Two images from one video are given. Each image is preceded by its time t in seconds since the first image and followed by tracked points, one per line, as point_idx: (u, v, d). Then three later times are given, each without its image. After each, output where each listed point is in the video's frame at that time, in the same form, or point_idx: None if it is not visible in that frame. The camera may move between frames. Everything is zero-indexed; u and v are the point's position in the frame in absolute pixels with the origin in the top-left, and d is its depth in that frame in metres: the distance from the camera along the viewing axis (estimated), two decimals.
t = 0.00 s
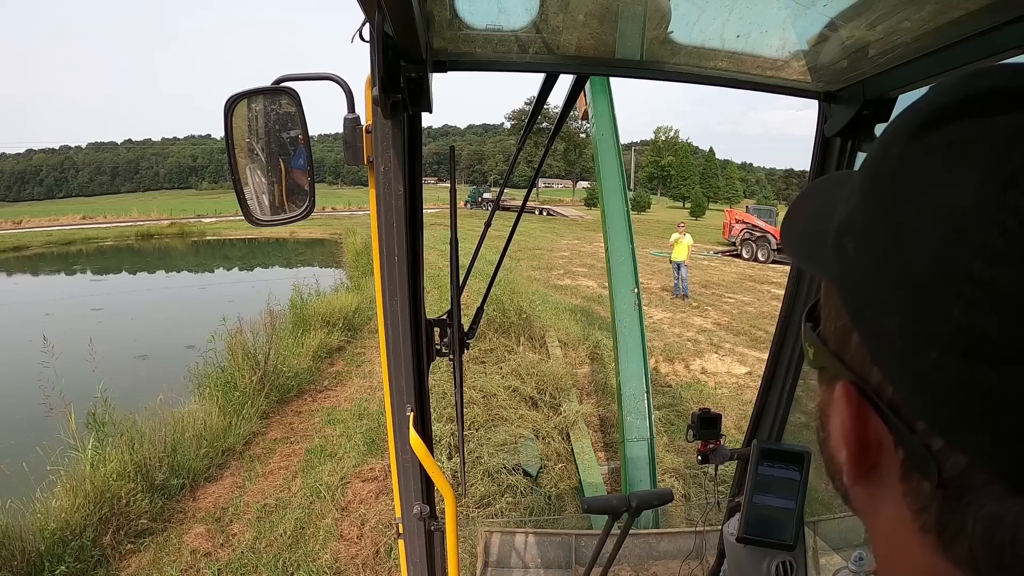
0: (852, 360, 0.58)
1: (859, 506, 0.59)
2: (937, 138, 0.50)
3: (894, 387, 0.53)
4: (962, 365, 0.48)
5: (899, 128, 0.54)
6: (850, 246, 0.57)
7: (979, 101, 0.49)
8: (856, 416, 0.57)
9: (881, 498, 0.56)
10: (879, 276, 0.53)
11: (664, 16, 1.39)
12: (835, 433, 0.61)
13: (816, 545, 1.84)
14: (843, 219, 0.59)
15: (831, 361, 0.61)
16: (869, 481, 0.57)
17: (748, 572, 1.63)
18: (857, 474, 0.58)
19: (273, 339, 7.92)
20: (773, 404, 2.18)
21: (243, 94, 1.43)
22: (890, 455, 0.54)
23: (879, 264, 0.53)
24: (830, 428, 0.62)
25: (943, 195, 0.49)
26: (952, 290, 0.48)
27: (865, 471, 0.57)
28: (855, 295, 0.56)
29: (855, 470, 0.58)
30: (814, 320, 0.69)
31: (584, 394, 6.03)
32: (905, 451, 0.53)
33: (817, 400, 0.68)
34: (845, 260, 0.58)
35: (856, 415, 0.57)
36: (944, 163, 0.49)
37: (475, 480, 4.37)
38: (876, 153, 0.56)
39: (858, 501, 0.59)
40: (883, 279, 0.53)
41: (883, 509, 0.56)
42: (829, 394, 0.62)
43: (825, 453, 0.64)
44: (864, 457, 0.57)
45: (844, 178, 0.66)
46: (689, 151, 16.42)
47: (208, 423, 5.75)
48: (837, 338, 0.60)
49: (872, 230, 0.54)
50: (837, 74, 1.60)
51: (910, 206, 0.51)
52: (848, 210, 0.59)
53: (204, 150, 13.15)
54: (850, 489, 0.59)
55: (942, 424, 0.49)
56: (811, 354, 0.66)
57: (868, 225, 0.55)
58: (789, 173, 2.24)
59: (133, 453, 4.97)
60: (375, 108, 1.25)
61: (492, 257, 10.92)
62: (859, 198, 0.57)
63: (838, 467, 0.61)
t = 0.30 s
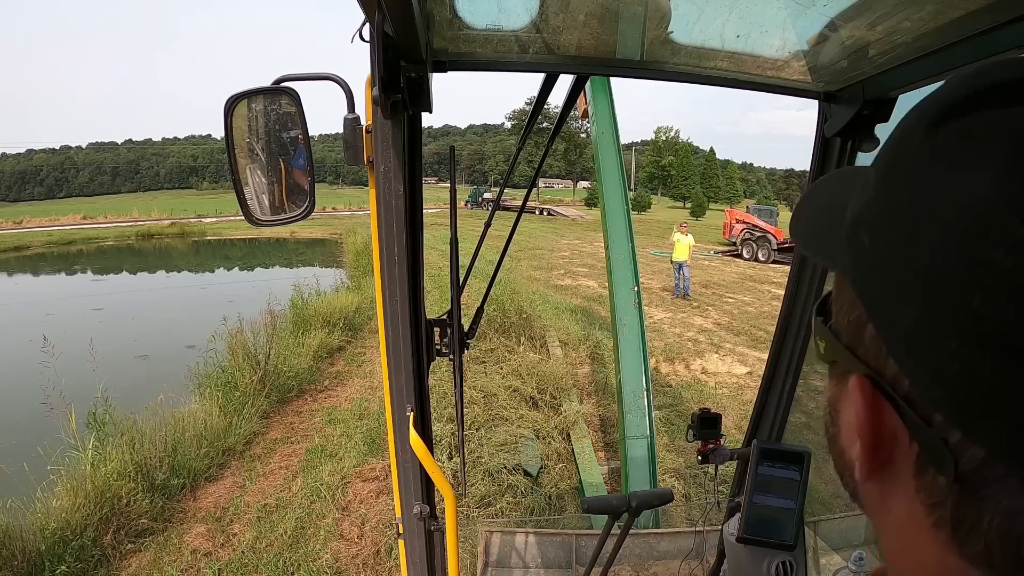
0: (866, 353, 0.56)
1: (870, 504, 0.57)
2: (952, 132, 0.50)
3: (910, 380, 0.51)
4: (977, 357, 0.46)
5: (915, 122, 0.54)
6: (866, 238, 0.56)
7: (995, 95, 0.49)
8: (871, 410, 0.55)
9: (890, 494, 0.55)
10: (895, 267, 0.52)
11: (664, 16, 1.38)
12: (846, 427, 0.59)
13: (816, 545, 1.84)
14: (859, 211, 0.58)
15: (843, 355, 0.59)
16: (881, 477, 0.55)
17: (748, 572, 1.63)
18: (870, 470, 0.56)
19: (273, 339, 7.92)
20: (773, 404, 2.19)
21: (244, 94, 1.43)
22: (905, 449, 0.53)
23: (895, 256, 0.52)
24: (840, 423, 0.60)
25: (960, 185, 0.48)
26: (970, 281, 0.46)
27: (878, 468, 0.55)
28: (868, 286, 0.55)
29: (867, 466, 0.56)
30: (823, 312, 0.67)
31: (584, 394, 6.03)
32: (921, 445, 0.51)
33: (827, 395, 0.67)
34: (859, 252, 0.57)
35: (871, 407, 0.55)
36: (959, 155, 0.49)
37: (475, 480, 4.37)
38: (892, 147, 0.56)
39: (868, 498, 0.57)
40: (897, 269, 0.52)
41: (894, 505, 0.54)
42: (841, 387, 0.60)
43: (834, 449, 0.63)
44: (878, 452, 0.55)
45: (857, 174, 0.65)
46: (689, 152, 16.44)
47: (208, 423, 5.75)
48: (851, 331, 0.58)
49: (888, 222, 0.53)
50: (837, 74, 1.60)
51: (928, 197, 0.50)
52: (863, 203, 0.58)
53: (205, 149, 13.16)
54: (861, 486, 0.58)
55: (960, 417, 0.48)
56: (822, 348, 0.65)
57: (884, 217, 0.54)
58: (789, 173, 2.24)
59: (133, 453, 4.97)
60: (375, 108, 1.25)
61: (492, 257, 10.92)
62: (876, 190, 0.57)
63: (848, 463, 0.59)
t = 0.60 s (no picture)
0: (900, 344, 0.54)
1: (895, 501, 0.56)
2: (1000, 107, 0.46)
3: (952, 370, 0.48)
4: None
5: (954, 96, 0.51)
6: (903, 219, 0.53)
7: None
8: (906, 402, 0.53)
9: (918, 493, 0.53)
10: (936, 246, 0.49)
11: (664, 16, 1.38)
12: (874, 421, 0.57)
13: (817, 546, 1.84)
14: (892, 190, 0.55)
15: (871, 346, 0.57)
16: (911, 474, 0.53)
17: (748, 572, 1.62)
18: (899, 468, 0.54)
19: (273, 339, 7.93)
20: (773, 404, 2.19)
21: (243, 94, 1.43)
22: (940, 447, 0.51)
23: (939, 237, 0.49)
24: (866, 418, 0.58)
25: (1013, 160, 0.45)
26: None
27: (906, 467, 0.53)
28: (910, 270, 0.52)
29: (895, 464, 0.54)
30: (851, 304, 0.66)
31: (585, 394, 6.03)
32: (960, 441, 0.49)
33: (848, 387, 0.65)
34: (895, 234, 0.54)
35: (905, 401, 0.53)
36: (1009, 130, 0.46)
37: (475, 480, 4.37)
38: (929, 123, 0.52)
39: (893, 495, 0.56)
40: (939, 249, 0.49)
41: (921, 505, 0.53)
42: (869, 377, 0.58)
43: (858, 444, 0.61)
44: (911, 451, 0.53)
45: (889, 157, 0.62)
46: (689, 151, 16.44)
47: (209, 423, 5.76)
48: (883, 319, 0.56)
49: (929, 199, 0.50)
50: (838, 74, 1.60)
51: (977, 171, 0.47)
52: (897, 183, 0.55)
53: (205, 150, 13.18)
54: (886, 484, 0.56)
55: (1006, 413, 0.46)
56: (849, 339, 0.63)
57: (924, 196, 0.51)
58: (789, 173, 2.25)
59: (133, 452, 4.97)
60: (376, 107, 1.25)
61: (492, 257, 10.92)
62: (911, 167, 0.53)
63: (876, 459, 0.57)
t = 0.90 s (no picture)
0: (935, 339, 0.51)
1: (919, 504, 0.54)
2: None
3: (993, 365, 0.47)
4: None
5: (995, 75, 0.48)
6: (939, 202, 0.50)
7: None
8: (941, 397, 0.50)
9: (945, 498, 0.51)
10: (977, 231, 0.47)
11: (664, 16, 1.38)
12: (902, 419, 0.54)
13: (816, 546, 1.84)
14: (925, 171, 0.53)
15: (900, 339, 0.55)
16: (942, 476, 0.51)
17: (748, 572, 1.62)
18: (928, 470, 0.52)
19: (274, 339, 7.93)
20: (773, 404, 2.19)
21: (244, 94, 1.43)
22: (974, 449, 0.49)
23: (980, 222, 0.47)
24: (893, 414, 0.56)
25: None
26: None
27: (937, 468, 0.51)
28: (946, 257, 0.50)
29: (924, 465, 0.52)
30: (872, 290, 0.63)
31: (585, 394, 6.03)
32: (998, 444, 0.47)
33: (869, 382, 0.62)
34: (929, 218, 0.51)
35: (940, 398, 0.50)
36: None
37: (475, 480, 4.38)
38: (967, 101, 0.50)
39: (917, 496, 0.54)
40: (979, 233, 0.46)
41: (948, 509, 0.52)
42: (897, 372, 0.55)
43: (881, 442, 0.59)
44: (943, 452, 0.50)
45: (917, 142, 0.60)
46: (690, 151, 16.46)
47: (209, 423, 5.76)
48: (914, 311, 0.54)
49: (968, 182, 0.48)
50: (837, 74, 1.60)
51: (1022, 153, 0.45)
52: (929, 165, 0.52)
53: (205, 149, 13.19)
54: (911, 485, 0.54)
55: None
56: (873, 331, 0.60)
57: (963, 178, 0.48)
58: (789, 174, 2.25)
59: (134, 452, 4.97)
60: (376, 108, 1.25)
61: (492, 258, 10.93)
62: (945, 149, 0.51)
63: (902, 459, 0.55)
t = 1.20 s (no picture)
0: (943, 334, 0.52)
1: (930, 508, 0.53)
2: None
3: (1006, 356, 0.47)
4: None
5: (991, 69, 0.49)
6: (944, 195, 0.51)
7: None
8: (954, 392, 0.50)
9: (957, 499, 0.50)
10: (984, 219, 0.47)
11: (664, 16, 1.38)
12: (911, 418, 0.54)
13: (816, 546, 1.84)
14: (928, 166, 0.53)
15: (908, 338, 0.56)
16: (953, 475, 0.50)
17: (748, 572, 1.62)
18: (940, 469, 0.51)
19: (274, 338, 7.93)
20: (773, 404, 2.18)
21: (243, 94, 1.43)
22: (987, 445, 0.48)
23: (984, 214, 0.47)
24: (902, 415, 0.56)
25: None
26: None
27: (949, 468, 0.50)
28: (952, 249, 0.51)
29: (935, 465, 0.51)
30: (879, 293, 0.64)
31: (585, 394, 6.03)
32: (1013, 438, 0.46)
33: (876, 386, 0.63)
34: (934, 212, 0.52)
35: (951, 392, 0.50)
36: None
37: (475, 480, 4.38)
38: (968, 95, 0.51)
39: (927, 498, 0.53)
40: (985, 224, 0.47)
41: (959, 511, 0.50)
42: (904, 372, 0.56)
43: (890, 446, 0.58)
44: (956, 449, 0.50)
45: (915, 143, 0.61)
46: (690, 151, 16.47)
47: (209, 423, 5.76)
48: (924, 307, 0.54)
49: (973, 174, 0.49)
50: (837, 74, 1.60)
51: None
52: (931, 160, 0.53)
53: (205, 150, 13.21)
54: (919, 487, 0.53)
55: None
56: (877, 332, 0.61)
57: (966, 171, 0.49)
58: (789, 174, 2.25)
59: (134, 452, 4.97)
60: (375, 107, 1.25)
61: (492, 257, 10.93)
62: (948, 142, 0.52)
63: (911, 460, 0.54)
